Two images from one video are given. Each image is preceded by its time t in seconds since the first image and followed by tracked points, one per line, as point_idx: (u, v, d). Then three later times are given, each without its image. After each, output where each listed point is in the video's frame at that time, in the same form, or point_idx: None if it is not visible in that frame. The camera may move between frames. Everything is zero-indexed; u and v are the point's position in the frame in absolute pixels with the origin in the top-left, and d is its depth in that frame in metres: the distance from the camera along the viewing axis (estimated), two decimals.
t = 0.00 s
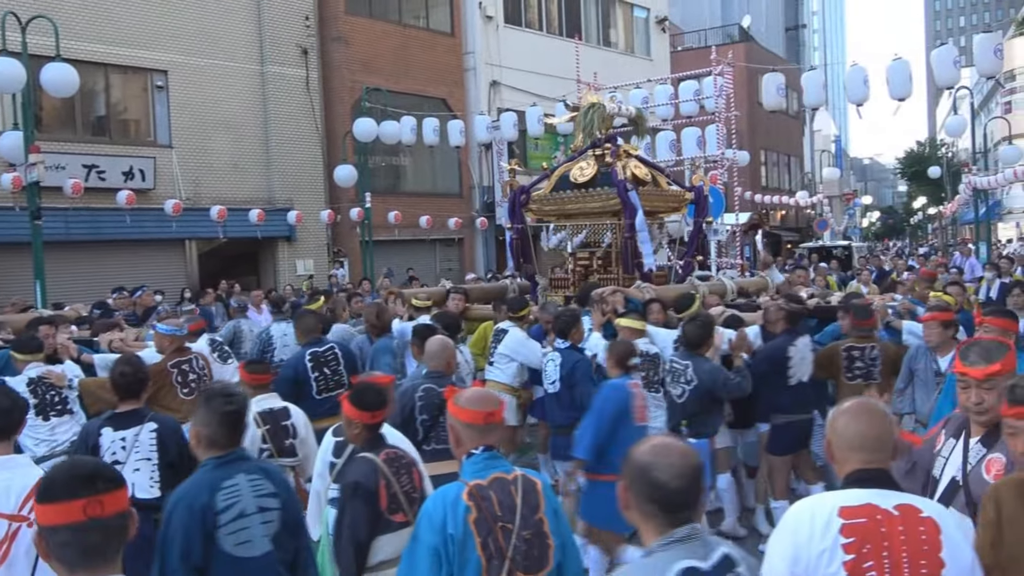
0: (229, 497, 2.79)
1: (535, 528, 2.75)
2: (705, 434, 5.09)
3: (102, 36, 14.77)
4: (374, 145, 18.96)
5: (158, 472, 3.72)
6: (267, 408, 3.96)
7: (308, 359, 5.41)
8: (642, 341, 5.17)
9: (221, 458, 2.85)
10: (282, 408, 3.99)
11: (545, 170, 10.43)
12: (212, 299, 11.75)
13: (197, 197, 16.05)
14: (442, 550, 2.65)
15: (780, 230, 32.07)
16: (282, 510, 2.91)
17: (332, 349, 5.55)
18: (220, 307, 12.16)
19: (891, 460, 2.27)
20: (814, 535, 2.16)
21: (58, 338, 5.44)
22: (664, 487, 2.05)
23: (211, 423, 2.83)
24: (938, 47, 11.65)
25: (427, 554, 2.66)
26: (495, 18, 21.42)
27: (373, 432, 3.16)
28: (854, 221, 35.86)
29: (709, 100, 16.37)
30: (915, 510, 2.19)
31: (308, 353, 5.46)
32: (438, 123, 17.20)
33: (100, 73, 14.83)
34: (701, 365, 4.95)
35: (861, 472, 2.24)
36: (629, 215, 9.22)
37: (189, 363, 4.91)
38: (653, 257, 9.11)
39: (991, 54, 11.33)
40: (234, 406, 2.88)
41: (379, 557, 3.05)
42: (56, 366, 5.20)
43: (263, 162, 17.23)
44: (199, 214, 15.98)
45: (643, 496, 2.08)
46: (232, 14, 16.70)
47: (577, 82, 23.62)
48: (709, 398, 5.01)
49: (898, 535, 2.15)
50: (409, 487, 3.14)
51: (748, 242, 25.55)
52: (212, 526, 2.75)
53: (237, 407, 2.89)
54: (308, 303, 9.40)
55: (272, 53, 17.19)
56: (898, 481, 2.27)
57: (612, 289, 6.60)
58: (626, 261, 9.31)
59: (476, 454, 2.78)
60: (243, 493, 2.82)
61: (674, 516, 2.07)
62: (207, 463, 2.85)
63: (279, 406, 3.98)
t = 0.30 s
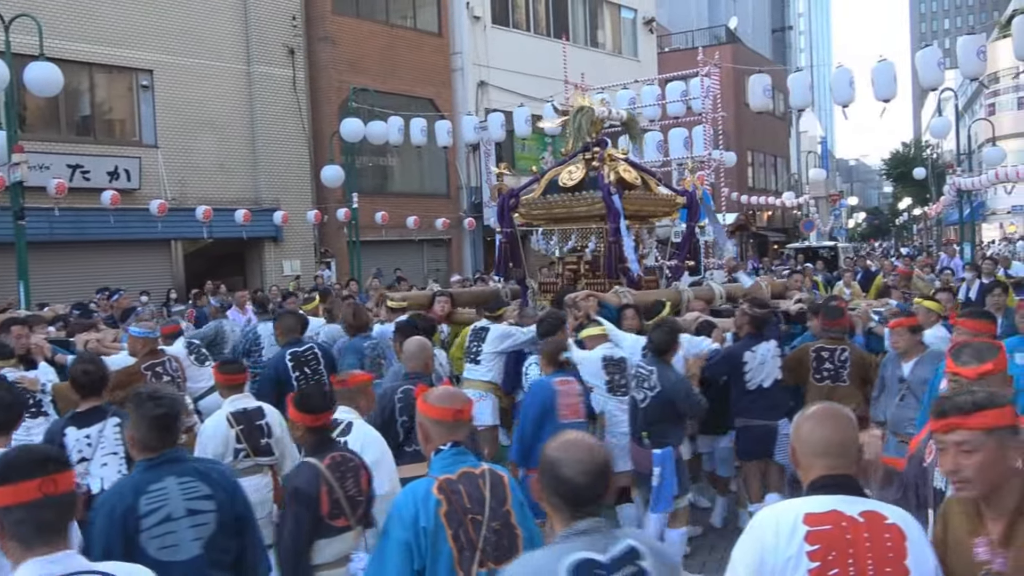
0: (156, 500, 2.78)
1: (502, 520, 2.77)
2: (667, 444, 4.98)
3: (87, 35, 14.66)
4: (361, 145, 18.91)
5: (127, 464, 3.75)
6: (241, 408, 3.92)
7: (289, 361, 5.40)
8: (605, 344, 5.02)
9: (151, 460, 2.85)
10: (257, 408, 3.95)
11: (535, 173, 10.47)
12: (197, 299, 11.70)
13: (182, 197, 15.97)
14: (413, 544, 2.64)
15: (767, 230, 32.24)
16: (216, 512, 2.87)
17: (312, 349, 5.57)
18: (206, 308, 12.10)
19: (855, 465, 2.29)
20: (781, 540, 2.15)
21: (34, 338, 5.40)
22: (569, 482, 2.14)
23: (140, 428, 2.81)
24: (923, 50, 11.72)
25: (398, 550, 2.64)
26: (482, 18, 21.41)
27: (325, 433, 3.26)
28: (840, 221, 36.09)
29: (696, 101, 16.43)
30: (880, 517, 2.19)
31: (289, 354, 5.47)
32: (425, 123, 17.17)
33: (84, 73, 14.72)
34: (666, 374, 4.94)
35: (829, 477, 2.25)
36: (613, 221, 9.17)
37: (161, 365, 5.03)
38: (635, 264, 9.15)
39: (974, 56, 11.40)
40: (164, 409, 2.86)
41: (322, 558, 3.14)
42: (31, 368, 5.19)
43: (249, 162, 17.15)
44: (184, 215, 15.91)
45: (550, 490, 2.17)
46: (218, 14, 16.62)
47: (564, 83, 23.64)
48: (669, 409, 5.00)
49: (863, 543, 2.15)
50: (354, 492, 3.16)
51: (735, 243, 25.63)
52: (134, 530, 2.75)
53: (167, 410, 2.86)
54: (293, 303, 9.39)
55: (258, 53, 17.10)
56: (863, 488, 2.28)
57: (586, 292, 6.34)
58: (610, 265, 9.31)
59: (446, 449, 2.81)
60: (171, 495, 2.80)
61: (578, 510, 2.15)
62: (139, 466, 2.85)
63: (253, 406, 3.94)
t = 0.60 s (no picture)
0: (111, 502, 2.72)
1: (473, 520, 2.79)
2: (637, 444, 5.01)
3: (72, 34, 14.56)
4: (349, 145, 18.87)
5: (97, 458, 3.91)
6: (225, 408, 3.94)
7: (273, 358, 5.42)
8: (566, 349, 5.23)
9: (108, 461, 2.77)
10: (241, 408, 3.96)
11: (526, 171, 10.36)
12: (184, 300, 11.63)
13: (169, 198, 15.89)
14: (385, 539, 2.67)
15: (754, 230, 32.34)
16: (175, 513, 2.83)
17: (297, 348, 5.57)
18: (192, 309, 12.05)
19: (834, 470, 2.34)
20: (758, 544, 2.22)
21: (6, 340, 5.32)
22: (500, 472, 2.24)
23: (95, 428, 2.74)
24: (908, 51, 11.80)
25: (371, 542, 2.66)
26: (470, 19, 21.41)
27: (283, 435, 3.24)
28: (827, 222, 36.28)
29: (684, 102, 16.48)
30: (856, 521, 2.25)
31: (273, 352, 5.49)
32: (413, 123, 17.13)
33: (70, 73, 14.62)
34: (626, 372, 4.93)
35: (808, 481, 2.30)
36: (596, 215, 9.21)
37: (132, 367, 5.12)
38: (621, 262, 9.06)
39: (958, 58, 11.47)
40: (120, 408, 2.77)
41: (277, 562, 3.14)
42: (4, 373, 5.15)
43: (237, 162, 17.08)
44: (171, 215, 15.83)
45: (484, 479, 2.27)
46: (204, 13, 16.53)
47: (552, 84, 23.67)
48: (635, 405, 4.97)
49: (837, 546, 2.22)
50: (314, 494, 3.17)
51: (723, 243, 25.72)
52: (88, 532, 2.71)
53: (123, 409, 2.78)
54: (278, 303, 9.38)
55: (245, 53, 17.04)
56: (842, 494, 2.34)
57: (559, 291, 6.37)
58: (596, 264, 9.37)
59: (423, 447, 2.86)
60: (127, 496, 2.74)
61: (511, 496, 2.25)
62: (95, 466, 2.79)
63: (237, 406, 3.95)
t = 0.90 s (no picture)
0: (87, 499, 2.87)
1: (447, 511, 2.95)
2: (607, 453, 4.94)
3: (58, 34, 14.47)
4: (338, 146, 18.83)
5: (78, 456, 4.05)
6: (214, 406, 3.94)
7: (262, 356, 5.43)
8: (523, 349, 5.49)
9: (83, 461, 2.92)
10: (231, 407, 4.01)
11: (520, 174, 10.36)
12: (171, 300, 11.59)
13: (157, 198, 15.82)
14: (365, 526, 2.81)
15: (743, 230, 32.41)
16: (149, 510, 2.97)
17: (285, 348, 5.59)
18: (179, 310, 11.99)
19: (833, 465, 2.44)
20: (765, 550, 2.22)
21: None
22: (477, 460, 2.44)
23: (70, 428, 2.90)
24: (895, 51, 11.86)
25: (352, 527, 2.80)
26: (459, 19, 21.39)
27: (247, 438, 3.30)
28: (815, 222, 36.44)
29: (672, 102, 16.51)
30: (861, 523, 2.25)
31: (263, 351, 5.50)
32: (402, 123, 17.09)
33: (56, 73, 14.54)
34: (597, 376, 4.86)
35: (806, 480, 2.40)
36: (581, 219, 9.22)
37: (110, 367, 5.20)
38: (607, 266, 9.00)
39: (945, 58, 11.53)
40: (95, 410, 2.93)
41: (239, 564, 3.16)
42: None
43: (225, 162, 17.02)
44: (159, 216, 15.76)
45: (461, 467, 2.47)
46: (192, 13, 16.46)
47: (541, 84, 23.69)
48: (605, 410, 4.89)
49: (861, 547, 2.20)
50: (275, 497, 3.18)
51: (713, 243, 25.74)
52: (66, 527, 2.85)
53: (98, 411, 2.94)
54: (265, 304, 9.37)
55: (233, 54, 16.98)
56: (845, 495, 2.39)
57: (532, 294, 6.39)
58: (581, 266, 9.33)
59: (399, 439, 3.02)
60: (104, 494, 2.89)
61: (486, 485, 2.43)
62: (71, 465, 2.93)
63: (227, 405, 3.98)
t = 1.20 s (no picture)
0: (75, 488, 3.06)
1: (411, 506, 3.10)
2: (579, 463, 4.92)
3: (47, 33, 14.38)
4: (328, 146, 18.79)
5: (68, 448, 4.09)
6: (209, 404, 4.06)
7: (255, 355, 5.61)
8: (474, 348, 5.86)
9: (70, 452, 3.11)
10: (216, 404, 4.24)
11: (518, 172, 10.07)
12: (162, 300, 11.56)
13: (146, 198, 15.77)
14: (328, 522, 2.96)
15: (734, 230, 32.44)
16: (130, 502, 3.16)
17: (275, 347, 5.77)
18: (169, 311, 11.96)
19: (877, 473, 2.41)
20: (809, 555, 2.24)
21: None
22: (440, 456, 2.62)
23: (57, 420, 3.08)
24: (883, 52, 11.92)
25: (316, 525, 2.96)
26: (450, 19, 21.37)
27: (209, 433, 3.46)
28: (805, 222, 36.54)
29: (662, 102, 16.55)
30: (907, 529, 2.31)
31: (254, 349, 5.67)
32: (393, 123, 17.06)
33: (44, 72, 14.46)
34: (572, 384, 4.85)
35: (854, 490, 2.37)
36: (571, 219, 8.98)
37: (89, 367, 5.31)
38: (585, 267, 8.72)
39: (933, 59, 11.62)
40: (81, 403, 3.13)
41: (195, 558, 3.34)
42: None
43: (215, 162, 16.97)
44: (148, 216, 15.70)
45: (424, 463, 2.65)
46: (181, 12, 16.39)
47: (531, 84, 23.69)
48: (581, 416, 4.85)
49: (888, 554, 2.28)
50: (232, 495, 3.36)
51: (704, 243, 25.80)
52: (55, 515, 3.03)
53: (83, 404, 3.13)
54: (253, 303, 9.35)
55: (222, 53, 16.91)
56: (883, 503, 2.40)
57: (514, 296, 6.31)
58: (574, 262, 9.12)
59: (359, 438, 3.17)
60: (90, 484, 3.08)
61: (449, 479, 2.64)
62: (57, 456, 3.11)
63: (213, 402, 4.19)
